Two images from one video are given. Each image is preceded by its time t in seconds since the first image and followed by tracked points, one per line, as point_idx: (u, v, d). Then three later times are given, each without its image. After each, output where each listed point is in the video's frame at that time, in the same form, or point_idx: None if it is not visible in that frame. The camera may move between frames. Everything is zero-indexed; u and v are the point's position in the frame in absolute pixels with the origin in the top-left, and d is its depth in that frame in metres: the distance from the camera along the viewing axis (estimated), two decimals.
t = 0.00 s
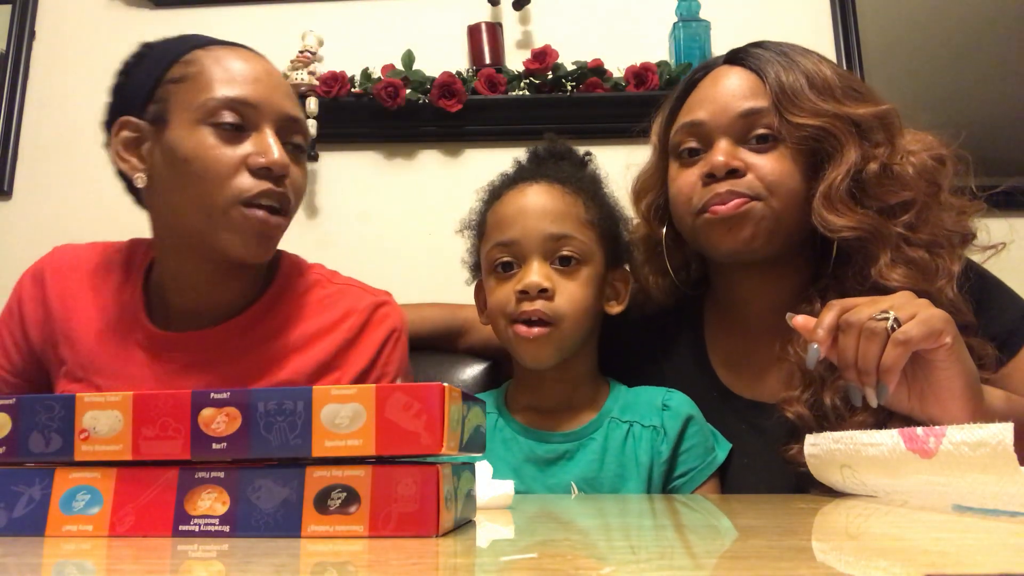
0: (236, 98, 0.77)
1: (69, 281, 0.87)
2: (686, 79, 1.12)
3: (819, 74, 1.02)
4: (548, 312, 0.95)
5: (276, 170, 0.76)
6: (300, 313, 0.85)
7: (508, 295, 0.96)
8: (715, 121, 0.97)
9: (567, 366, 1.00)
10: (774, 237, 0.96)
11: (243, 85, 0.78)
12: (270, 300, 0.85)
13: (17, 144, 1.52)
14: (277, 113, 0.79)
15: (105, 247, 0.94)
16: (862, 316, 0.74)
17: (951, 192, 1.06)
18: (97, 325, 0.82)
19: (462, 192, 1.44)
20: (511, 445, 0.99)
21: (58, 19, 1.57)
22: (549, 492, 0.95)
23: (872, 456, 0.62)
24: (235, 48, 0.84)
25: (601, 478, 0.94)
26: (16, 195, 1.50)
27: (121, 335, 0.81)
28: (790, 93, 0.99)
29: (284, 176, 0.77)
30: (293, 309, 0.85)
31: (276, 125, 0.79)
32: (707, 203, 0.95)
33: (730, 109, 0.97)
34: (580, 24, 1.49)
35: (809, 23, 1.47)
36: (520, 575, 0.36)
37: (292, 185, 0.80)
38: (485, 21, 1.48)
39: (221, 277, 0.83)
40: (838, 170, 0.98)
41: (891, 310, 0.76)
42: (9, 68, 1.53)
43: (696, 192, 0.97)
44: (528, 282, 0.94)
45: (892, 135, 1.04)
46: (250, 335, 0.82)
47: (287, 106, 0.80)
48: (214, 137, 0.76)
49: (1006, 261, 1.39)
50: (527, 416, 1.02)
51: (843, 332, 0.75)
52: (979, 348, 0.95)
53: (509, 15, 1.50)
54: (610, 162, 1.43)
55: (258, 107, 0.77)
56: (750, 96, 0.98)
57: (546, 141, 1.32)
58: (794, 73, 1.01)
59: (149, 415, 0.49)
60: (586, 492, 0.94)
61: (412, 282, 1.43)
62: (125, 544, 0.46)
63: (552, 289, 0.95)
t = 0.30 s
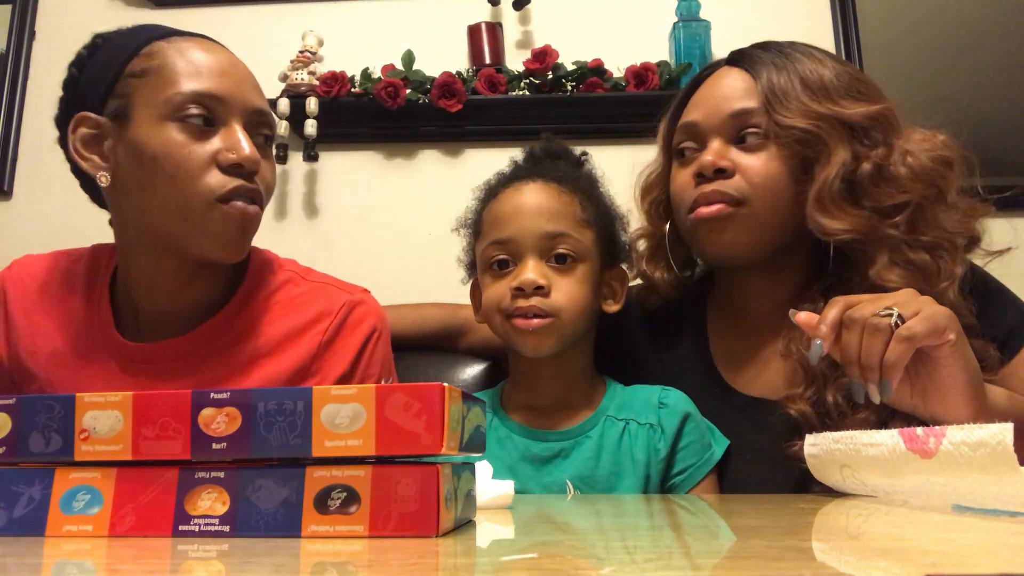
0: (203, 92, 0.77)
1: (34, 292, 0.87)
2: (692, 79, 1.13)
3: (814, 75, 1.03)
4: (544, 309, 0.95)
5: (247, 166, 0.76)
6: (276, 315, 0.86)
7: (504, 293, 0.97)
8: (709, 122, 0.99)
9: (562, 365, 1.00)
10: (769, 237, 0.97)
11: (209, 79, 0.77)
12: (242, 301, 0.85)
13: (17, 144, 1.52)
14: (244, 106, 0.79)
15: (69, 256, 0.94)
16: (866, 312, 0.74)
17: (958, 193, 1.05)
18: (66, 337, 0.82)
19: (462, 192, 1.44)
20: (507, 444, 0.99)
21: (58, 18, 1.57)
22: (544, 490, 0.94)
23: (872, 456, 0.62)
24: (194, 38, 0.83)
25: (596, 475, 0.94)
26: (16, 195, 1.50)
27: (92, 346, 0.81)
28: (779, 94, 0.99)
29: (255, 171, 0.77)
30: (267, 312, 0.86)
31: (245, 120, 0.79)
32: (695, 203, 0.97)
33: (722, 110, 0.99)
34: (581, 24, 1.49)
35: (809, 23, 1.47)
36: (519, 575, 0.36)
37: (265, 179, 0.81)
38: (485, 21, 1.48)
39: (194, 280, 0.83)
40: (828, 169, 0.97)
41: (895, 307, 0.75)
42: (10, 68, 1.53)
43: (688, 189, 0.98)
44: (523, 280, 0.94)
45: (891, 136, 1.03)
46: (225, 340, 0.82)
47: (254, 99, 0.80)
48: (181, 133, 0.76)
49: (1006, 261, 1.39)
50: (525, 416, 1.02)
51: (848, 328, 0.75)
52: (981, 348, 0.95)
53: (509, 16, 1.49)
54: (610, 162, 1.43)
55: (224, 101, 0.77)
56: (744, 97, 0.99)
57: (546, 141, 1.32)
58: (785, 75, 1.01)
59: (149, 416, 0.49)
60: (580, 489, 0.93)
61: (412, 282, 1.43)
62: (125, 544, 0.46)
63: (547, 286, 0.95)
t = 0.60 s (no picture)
0: (201, 93, 0.76)
1: (32, 293, 0.87)
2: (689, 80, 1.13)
3: (807, 76, 1.03)
4: (545, 312, 0.95)
5: (247, 168, 0.76)
6: (276, 314, 0.86)
7: (506, 296, 0.97)
8: (701, 122, 0.99)
9: (562, 367, 1.00)
10: (767, 238, 0.97)
11: (208, 80, 0.77)
12: (241, 300, 0.85)
13: (17, 144, 1.52)
14: (243, 107, 0.79)
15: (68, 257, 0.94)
16: (865, 314, 0.74)
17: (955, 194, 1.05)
18: (64, 338, 0.82)
19: (462, 192, 1.44)
20: (510, 445, 0.99)
21: (57, 19, 1.57)
22: (545, 491, 0.94)
23: (872, 456, 0.62)
24: (192, 38, 0.83)
25: (598, 478, 0.94)
26: (16, 195, 1.50)
27: (90, 347, 0.81)
28: (771, 95, 0.99)
29: (255, 173, 0.77)
30: (267, 311, 0.86)
31: (243, 120, 0.79)
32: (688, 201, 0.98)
33: (715, 109, 0.99)
34: (581, 24, 1.49)
35: (809, 23, 1.47)
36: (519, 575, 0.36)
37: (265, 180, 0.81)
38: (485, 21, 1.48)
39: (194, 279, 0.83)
40: (817, 170, 0.97)
41: (893, 309, 0.75)
42: (10, 69, 1.53)
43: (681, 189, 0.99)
44: (525, 283, 0.94)
45: (884, 137, 1.03)
46: (225, 340, 0.82)
47: (253, 99, 0.80)
48: (180, 134, 0.76)
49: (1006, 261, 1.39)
50: (525, 416, 1.02)
51: (846, 330, 0.75)
52: (978, 351, 0.95)
53: (509, 15, 1.49)
54: (610, 162, 1.43)
55: (224, 102, 0.77)
56: (738, 96, 1.00)
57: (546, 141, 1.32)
58: (778, 76, 1.02)
59: (149, 416, 0.49)
60: (582, 491, 0.93)
61: (412, 282, 1.43)
62: (125, 544, 0.46)
63: (549, 289, 0.95)
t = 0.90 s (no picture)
0: (206, 93, 0.77)
1: (36, 293, 0.87)
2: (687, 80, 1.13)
3: (809, 77, 1.03)
4: (545, 304, 0.94)
5: (251, 166, 0.76)
6: (279, 313, 0.86)
7: (505, 290, 0.97)
8: (703, 123, 0.98)
9: (562, 366, 1.00)
10: (768, 238, 0.97)
11: (212, 81, 0.78)
12: (243, 299, 0.85)
13: (17, 145, 1.52)
14: (247, 107, 0.79)
15: (71, 257, 0.94)
16: (862, 313, 0.74)
17: (952, 196, 1.06)
18: (67, 336, 0.82)
19: (462, 192, 1.44)
20: (508, 446, 0.99)
21: (58, 19, 1.57)
22: (543, 492, 0.94)
23: (872, 455, 0.62)
24: (199, 40, 0.83)
25: (597, 479, 0.94)
26: (16, 195, 1.50)
27: (92, 346, 0.81)
28: (774, 97, 0.99)
29: (259, 172, 0.77)
30: (270, 309, 0.86)
31: (248, 121, 0.79)
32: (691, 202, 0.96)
33: (716, 111, 0.98)
34: (581, 24, 1.49)
35: (809, 23, 1.47)
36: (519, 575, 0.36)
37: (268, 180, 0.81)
38: (485, 21, 1.48)
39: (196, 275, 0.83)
40: (818, 174, 0.97)
41: (891, 307, 0.75)
42: (10, 69, 1.53)
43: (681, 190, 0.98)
44: (524, 275, 0.94)
45: (883, 139, 1.03)
46: (228, 338, 0.82)
47: (257, 100, 0.80)
48: (185, 134, 0.76)
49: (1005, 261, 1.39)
50: (524, 417, 1.02)
51: (843, 329, 0.75)
52: (976, 354, 0.96)
53: (509, 15, 1.49)
54: (609, 162, 1.43)
55: (228, 103, 0.77)
56: (739, 97, 0.99)
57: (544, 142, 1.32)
58: (780, 77, 1.02)
59: (149, 416, 0.49)
60: (581, 492, 0.93)
61: (412, 282, 1.43)
62: (125, 544, 0.46)
63: (548, 281, 0.95)
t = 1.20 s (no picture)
0: (208, 93, 0.77)
1: (35, 292, 0.87)
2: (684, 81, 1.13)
3: (813, 76, 1.03)
4: (540, 303, 0.95)
5: (253, 168, 0.76)
6: (281, 313, 0.86)
7: (500, 289, 0.97)
8: (710, 118, 0.98)
9: (562, 365, 1.00)
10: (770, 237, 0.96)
11: (213, 81, 0.78)
12: (244, 300, 0.84)
13: (17, 145, 1.52)
14: (248, 108, 0.79)
15: (71, 256, 0.94)
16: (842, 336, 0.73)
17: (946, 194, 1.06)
18: (66, 337, 0.82)
19: (462, 192, 1.44)
20: (507, 446, 0.99)
21: (57, 18, 1.57)
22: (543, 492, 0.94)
23: (872, 456, 0.62)
24: (201, 39, 0.83)
25: (596, 479, 0.94)
26: (16, 195, 1.50)
27: (91, 346, 0.81)
28: (785, 94, 0.99)
29: (261, 174, 0.77)
30: (271, 310, 0.86)
31: (249, 122, 0.79)
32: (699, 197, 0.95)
33: (725, 106, 0.98)
34: (581, 24, 1.49)
35: (810, 23, 1.47)
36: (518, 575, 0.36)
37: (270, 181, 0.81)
38: (485, 21, 1.48)
39: (196, 275, 0.83)
40: (829, 168, 0.97)
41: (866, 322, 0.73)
42: (10, 69, 1.53)
43: (688, 185, 0.97)
44: (519, 275, 0.94)
45: (886, 138, 1.04)
46: (228, 338, 0.82)
47: (259, 101, 0.80)
48: (186, 135, 0.76)
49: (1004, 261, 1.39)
50: (523, 417, 1.02)
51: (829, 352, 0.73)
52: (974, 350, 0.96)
53: (509, 15, 1.49)
54: (609, 162, 1.43)
55: (229, 103, 0.77)
56: (744, 94, 0.99)
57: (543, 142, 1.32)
58: (787, 74, 1.02)
59: (149, 416, 0.49)
60: (580, 493, 0.93)
61: (412, 282, 1.43)
62: (124, 544, 0.46)
63: (544, 281, 0.95)
